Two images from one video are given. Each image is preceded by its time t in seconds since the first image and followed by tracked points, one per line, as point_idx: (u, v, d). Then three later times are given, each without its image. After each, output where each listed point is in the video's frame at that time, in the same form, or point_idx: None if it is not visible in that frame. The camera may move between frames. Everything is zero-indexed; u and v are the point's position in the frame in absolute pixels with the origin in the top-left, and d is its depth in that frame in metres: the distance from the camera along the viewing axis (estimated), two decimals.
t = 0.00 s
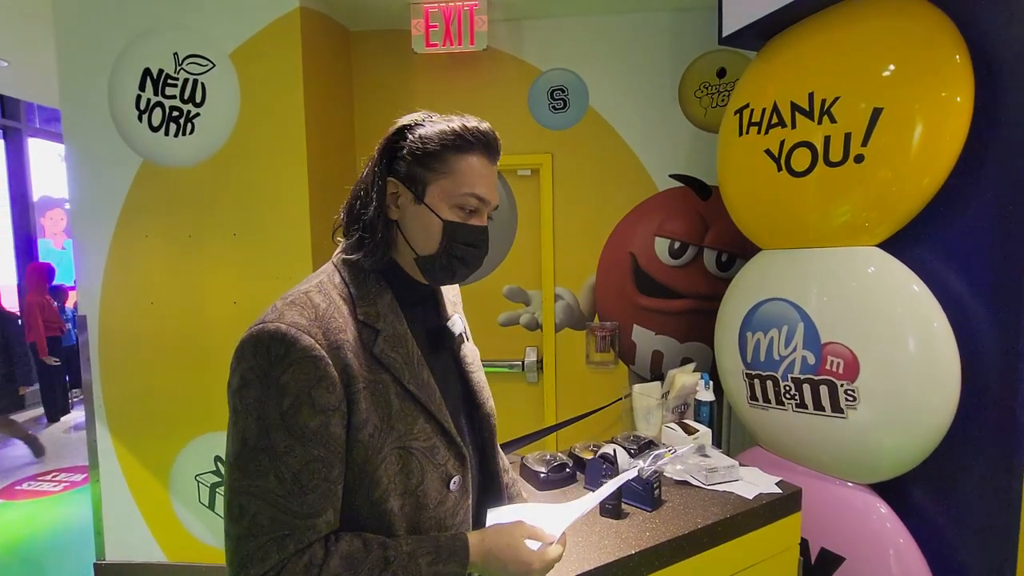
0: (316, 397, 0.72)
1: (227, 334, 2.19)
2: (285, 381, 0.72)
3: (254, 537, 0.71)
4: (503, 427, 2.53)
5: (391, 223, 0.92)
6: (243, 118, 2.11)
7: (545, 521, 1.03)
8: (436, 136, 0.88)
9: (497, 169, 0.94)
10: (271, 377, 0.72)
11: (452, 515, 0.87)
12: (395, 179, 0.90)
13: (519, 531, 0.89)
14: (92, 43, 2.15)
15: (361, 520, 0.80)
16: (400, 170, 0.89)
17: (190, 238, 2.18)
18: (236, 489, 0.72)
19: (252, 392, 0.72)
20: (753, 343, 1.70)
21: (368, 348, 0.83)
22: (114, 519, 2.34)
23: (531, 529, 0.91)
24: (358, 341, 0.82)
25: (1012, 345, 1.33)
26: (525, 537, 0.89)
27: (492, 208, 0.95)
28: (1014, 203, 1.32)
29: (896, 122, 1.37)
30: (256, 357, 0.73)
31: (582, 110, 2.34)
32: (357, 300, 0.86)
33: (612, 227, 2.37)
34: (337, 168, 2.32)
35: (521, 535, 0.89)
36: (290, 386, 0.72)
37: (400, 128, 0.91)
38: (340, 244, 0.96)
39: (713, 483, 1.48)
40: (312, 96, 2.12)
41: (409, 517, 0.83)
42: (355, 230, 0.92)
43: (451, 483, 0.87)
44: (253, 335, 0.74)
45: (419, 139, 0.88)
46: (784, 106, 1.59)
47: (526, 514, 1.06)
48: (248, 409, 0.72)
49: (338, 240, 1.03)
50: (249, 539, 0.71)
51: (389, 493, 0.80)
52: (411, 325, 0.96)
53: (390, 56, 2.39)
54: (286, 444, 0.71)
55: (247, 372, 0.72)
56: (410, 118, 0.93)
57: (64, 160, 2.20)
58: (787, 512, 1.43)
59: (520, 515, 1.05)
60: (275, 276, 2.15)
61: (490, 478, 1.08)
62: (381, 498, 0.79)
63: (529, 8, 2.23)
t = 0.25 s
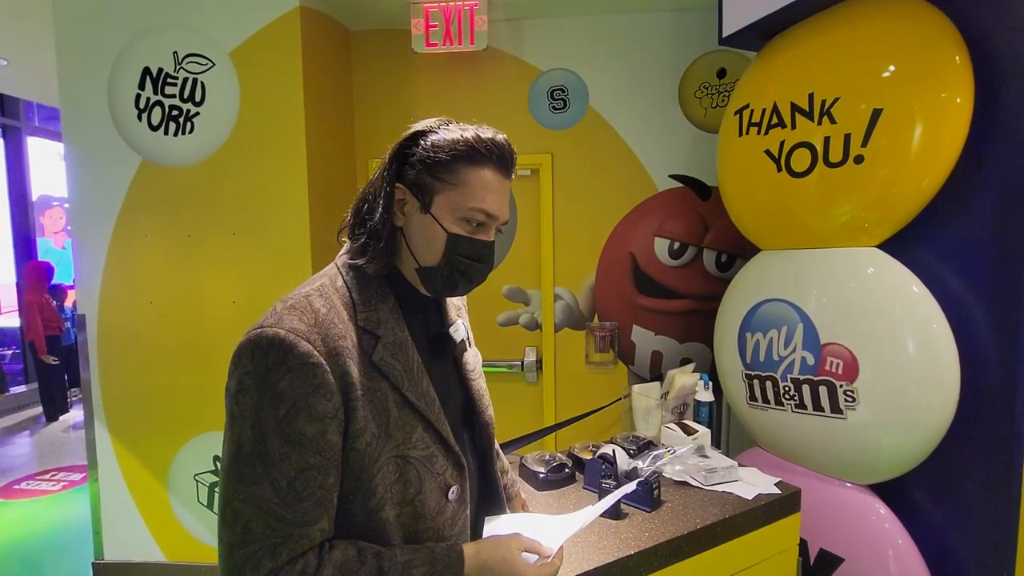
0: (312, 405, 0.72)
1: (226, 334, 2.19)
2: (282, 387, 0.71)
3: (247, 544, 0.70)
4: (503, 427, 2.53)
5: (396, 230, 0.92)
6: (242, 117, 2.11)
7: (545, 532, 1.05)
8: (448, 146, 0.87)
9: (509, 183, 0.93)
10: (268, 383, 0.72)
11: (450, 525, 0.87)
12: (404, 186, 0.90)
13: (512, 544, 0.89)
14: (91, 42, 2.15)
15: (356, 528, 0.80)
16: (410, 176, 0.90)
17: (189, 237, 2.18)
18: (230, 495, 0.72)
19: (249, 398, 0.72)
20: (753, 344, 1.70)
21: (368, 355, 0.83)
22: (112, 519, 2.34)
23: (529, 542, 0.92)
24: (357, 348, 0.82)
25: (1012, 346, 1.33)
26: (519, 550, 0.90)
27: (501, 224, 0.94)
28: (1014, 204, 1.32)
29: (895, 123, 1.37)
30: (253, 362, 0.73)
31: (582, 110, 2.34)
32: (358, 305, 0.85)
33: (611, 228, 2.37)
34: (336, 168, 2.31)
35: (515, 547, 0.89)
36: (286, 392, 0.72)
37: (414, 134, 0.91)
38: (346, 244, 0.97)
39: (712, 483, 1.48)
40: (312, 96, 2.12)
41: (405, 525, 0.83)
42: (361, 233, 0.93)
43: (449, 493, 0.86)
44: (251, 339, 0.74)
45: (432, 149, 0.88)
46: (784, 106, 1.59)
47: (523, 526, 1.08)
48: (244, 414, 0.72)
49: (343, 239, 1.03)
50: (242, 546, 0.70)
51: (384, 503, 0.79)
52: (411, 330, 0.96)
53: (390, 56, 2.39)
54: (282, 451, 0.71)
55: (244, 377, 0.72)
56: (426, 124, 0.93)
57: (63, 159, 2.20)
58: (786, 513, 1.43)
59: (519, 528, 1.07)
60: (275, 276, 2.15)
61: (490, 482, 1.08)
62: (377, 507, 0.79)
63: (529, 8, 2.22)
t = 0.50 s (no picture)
0: (312, 405, 0.72)
1: (225, 333, 2.19)
2: (281, 388, 0.71)
3: (247, 546, 0.70)
4: (502, 427, 2.53)
5: (395, 228, 0.92)
6: (242, 116, 2.11)
7: (548, 533, 1.05)
8: (444, 142, 0.87)
9: (506, 178, 0.93)
10: (267, 383, 0.71)
11: (451, 526, 0.87)
12: (401, 184, 0.90)
13: (515, 545, 0.89)
14: (91, 41, 2.14)
15: (357, 529, 0.80)
16: (407, 174, 0.89)
17: (189, 236, 2.18)
18: (229, 496, 0.71)
19: (248, 398, 0.71)
20: (753, 343, 1.70)
21: (367, 355, 0.82)
22: (111, 518, 2.33)
23: (532, 542, 0.92)
24: (357, 348, 0.81)
25: (1012, 346, 1.33)
26: (522, 551, 0.90)
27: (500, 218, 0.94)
28: (1014, 204, 1.32)
29: (896, 123, 1.37)
30: (252, 362, 0.72)
31: (582, 110, 2.34)
32: (358, 305, 0.85)
33: (612, 227, 2.37)
34: (336, 167, 2.31)
35: (518, 548, 0.89)
36: (286, 393, 0.71)
37: (410, 131, 0.91)
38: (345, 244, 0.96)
39: (712, 483, 1.47)
40: (312, 95, 2.12)
41: (405, 526, 0.83)
42: (360, 232, 0.92)
43: (450, 493, 0.86)
44: (250, 339, 0.73)
45: (428, 145, 0.88)
46: (784, 106, 1.59)
47: (525, 527, 1.07)
48: (243, 415, 0.71)
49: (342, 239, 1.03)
50: (241, 547, 0.70)
51: (384, 503, 0.79)
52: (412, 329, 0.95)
53: (391, 55, 2.39)
54: (281, 452, 0.71)
55: (243, 378, 0.72)
56: (422, 121, 0.93)
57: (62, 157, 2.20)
58: (786, 513, 1.43)
59: (521, 529, 1.06)
60: (274, 275, 2.14)
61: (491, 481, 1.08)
62: (377, 507, 0.79)
63: (529, 7, 2.22)
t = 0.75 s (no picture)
0: (311, 402, 0.72)
1: (224, 332, 2.19)
2: (279, 385, 0.71)
3: (248, 545, 0.70)
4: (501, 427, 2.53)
5: (388, 217, 0.92)
6: (241, 115, 2.10)
7: (551, 527, 1.05)
8: (432, 130, 0.88)
9: (499, 166, 0.93)
10: (265, 381, 0.71)
11: (454, 523, 0.86)
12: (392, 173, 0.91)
13: (519, 540, 0.87)
14: (90, 39, 2.14)
15: (359, 527, 0.80)
16: (398, 162, 0.90)
17: (187, 235, 2.18)
18: (230, 495, 0.71)
19: (247, 396, 0.71)
20: (753, 343, 1.69)
21: (367, 352, 0.82)
22: (110, 517, 2.33)
23: (535, 539, 0.90)
24: (356, 345, 0.81)
25: (1012, 346, 1.33)
26: (526, 547, 0.87)
27: (493, 204, 0.93)
28: (1013, 204, 1.32)
29: (896, 122, 1.36)
30: (251, 360, 0.72)
31: (582, 109, 2.33)
32: (358, 302, 0.85)
33: (611, 227, 2.37)
34: (336, 166, 2.31)
35: (521, 544, 0.87)
36: (284, 390, 0.71)
37: (401, 122, 0.92)
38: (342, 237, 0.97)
39: (712, 483, 1.47)
40: (311, 94, 2.12)
41: (408, 525, 0.83)
42: (354, 223, 0.93)
43: (452, 491, 0.86)
44: (248, 337, 0.73)
45: (417, 134, 0.89)
46: (784, 106, 1.58)
47: (528, 522, 1.07)
48: (242, 413, 0.71)
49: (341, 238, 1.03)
50: (242, 546, 0.70)
51: (386, 500, 0.79)
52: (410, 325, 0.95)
53: (390, 54, 2.39)
54: (281, 450, 0.71)
55: (242, 376, 0.72)
56: (416, 114, 0.94)
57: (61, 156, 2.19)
58: (786, 513, 1.43)
59: (522, 525, 1.06)
60: (274, 274, 2.14)
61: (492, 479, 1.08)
62: (379, 505, 0.79)
63: (529, 6, 2.22)
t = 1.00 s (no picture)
0: (319, 403, 0.71)
1: (223, 331, 2.18)
2: (288, 385, 0.71)
3: (252, 545, 0.70)
4: (501, 426, 2.52)
5: (402, 226, 0.92)
6: (240, 113, 2.10)
7: (551, 531, 1.05)
8: (455, 143, 0.87)
9: (514, 182, 0.94)
10: (273, 381, 0.71)
11: (455, 523, 0.87)
12: (410, 182, 0.90)
13: (520, 541, 0.89)
14: (89, 38, 2.14)
15: (361, 527, 0.80)
16: (417, 172, 0.89)
17: (187, 234, 2.17)
18: (234, 495, 0.71)
19: (254, 396, 0.71)
20: (753, 343, 1.69)
21: (372, 353, 0.82)
22: (109, 517, 2.33)
23: (535, 541, 0.93)
24: (362, 346, 0.81)
25: (1012, 346, 1.32)
26: (527, 548, 0.90)
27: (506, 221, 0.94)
28: (1013, 204, 1.32)
29: (896, 122, 1.36)
30: (258, 360, 0.72)
31: (581, 109, 2.33)
32: (363, 302, 0.85)
33: (611, 227, 2.37)
34: (336, 165, 2.31)
35: (523, 545, 0.89)
36: (292, 391, 0.71)
37: (421, 131, 0.91)
38: (349, 240, 0.95)
39: (712, 482, 1.47)
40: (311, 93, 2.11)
41: (410, 526, 0.82)
42: (365, 229, 0.91)
43: (454, 491, 0.86)
44: (256, 336, 0.73)
45: (439, 145, 0.88)
46: (784, 105, 1.58)
47: (529, 525, 1.06)
48: (249, 412, 0.71)
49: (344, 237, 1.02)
50: (246, 546, 0.70)
51: (389, 502, 0.79)
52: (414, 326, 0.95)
53: (390, 53, 2.39)
54: (287, 450, 0.70)
55: (249, 375, 0.71)
56: (432, 122, 0.93)
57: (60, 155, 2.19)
58: (785, 513, 1.42)
59: (523, 527, 1.06)
60: (274, 273, 2.14)
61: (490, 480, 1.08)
62: (383, 506, 0.79)
63: (529, 6, 2.22)
